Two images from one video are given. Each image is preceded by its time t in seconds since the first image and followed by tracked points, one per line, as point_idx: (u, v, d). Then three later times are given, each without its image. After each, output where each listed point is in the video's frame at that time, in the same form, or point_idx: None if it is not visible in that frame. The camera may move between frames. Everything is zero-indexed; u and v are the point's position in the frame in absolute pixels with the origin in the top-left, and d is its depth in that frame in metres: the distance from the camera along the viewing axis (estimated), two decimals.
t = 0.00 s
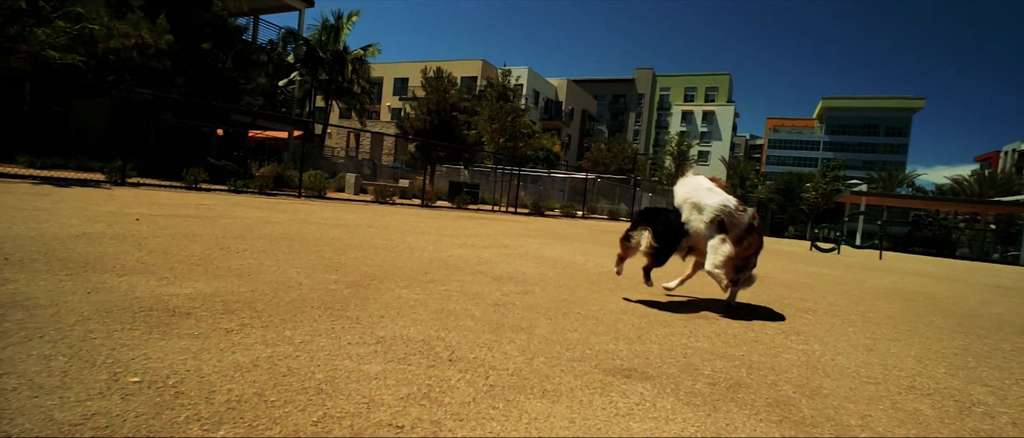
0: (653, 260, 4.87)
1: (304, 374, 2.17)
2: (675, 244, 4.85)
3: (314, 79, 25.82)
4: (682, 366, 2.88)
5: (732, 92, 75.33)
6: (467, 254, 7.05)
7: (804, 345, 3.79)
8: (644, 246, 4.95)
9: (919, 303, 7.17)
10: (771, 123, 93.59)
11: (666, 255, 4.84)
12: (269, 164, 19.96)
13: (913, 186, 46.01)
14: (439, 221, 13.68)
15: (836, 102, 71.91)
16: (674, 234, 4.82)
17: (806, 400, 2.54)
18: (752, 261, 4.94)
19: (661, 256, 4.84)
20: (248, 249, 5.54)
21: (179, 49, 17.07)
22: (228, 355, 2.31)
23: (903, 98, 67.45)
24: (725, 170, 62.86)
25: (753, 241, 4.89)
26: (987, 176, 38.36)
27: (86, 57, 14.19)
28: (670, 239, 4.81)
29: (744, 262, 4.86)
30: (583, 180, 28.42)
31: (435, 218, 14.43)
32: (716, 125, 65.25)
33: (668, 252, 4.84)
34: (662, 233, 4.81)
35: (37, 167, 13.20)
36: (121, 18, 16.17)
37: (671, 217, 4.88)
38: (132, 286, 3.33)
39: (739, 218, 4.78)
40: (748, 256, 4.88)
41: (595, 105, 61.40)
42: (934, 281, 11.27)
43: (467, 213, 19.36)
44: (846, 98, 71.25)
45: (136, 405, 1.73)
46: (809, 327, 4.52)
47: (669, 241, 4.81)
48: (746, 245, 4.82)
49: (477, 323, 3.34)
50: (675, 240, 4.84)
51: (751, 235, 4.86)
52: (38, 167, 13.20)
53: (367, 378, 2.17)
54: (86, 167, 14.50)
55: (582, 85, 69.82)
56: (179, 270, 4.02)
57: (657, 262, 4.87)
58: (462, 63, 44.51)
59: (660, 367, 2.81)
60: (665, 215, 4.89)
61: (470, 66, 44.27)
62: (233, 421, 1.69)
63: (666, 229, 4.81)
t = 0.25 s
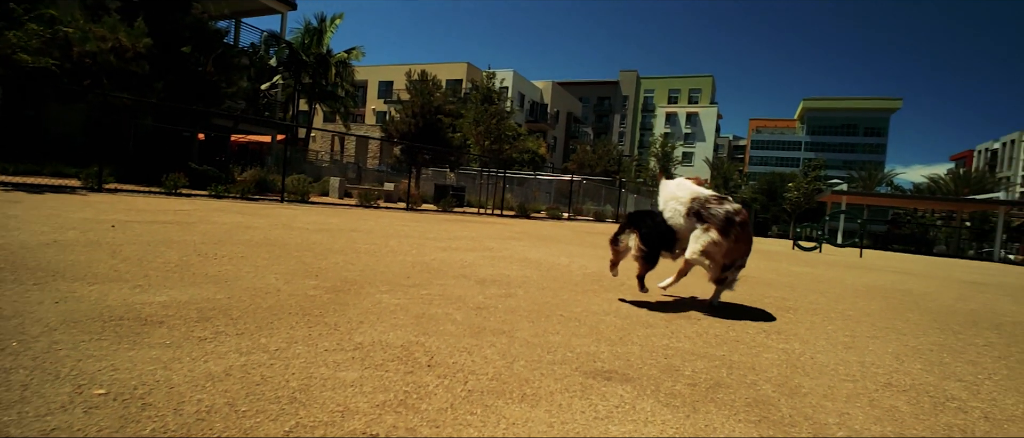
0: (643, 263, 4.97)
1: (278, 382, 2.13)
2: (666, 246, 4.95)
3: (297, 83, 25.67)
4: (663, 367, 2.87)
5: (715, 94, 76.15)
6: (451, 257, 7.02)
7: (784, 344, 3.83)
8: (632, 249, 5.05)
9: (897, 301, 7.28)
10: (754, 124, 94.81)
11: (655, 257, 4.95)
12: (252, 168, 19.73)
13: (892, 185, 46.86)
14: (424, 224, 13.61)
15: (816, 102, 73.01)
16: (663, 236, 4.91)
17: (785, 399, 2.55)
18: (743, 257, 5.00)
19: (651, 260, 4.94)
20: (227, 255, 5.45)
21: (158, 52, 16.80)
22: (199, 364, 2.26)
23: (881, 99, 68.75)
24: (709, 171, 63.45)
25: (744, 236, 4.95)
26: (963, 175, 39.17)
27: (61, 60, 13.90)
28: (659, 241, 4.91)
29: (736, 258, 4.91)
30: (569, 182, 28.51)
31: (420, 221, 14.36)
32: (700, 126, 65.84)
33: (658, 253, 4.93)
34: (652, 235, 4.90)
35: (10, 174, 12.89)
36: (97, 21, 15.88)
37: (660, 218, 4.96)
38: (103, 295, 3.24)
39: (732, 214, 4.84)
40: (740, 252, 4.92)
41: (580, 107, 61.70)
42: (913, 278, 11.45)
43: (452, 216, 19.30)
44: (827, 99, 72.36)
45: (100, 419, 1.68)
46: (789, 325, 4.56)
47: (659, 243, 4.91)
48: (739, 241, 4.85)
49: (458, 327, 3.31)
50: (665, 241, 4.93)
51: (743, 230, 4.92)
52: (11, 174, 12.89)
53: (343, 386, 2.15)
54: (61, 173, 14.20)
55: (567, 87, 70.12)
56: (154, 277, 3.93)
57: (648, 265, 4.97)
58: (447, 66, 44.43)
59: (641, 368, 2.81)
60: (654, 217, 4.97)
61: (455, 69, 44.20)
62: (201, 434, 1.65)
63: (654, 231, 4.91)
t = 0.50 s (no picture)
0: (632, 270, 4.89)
1: (253, 394, 2.09)
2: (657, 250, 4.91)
3: (281, 90, 25.43)
4: (646, 371, 2.87)
5: (699, 97, 76.89)
6: (436, 263, 6.97)
7: (767, 345, 3.84)
8: (621, 254, 5.01)
9: (878, 300, 7.36)
10: (738, 127, 95.88)
11: (645, 261, 4.88)
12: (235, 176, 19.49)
13: (873, 185, 47.61)
14: (410, 230, 13.54)
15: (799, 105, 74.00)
16: (652, 240, 4.87)
17: (767, 401, 2.55)
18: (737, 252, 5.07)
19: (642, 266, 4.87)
20: (206, 264, 5.36)
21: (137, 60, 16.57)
22: (171, 377, 2.20)
23: (861, 102, 69.90)
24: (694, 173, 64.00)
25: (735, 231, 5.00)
26: (941, 174, 39.91)
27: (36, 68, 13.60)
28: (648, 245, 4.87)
29: (729, 255, 4.98)
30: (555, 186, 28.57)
31: (405, 228, 14.27)
32: (685, 130, 66.42)
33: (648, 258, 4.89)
34: (641, 239, 4.85)
35: None
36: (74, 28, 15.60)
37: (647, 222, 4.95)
38: (74, 308, 3.16)
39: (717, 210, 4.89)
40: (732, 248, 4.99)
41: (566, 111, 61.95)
42: (894, 277, 11.60)
43: (439, 222, 19.23)
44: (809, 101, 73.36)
45: None
46: (772, 326, 4.58)
47: (649, 247, 4.86)
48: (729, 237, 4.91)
49: (440, 334, 3.27)
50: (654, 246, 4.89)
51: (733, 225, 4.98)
52: None
53: (319, 397, 2.11)
54: (38, 183, 13.91)
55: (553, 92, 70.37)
56: (129, 289, 3.84)
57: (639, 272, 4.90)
58: (433, 71, 44.39)
59: (623, 372, 2.80)
60: (641, 221, 4.96)
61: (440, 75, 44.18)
62: None
63: (643, 235, 4.86)
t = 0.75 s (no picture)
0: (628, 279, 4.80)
1: (229, 408, 2.04)
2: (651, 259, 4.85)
3: (268, 98, 25.24)
4: (631, 376, 2.85)
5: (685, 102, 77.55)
6: (423, 271, 6.92)
7: (753, 348, 3.83)
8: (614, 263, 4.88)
9: (863, 300, 7.42)
10: (724, 131, 96.76)
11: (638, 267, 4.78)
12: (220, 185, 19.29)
13: (858, 187, 48.19)
14: (398, 238, 13.46)
15: (784, 108, 74.83)
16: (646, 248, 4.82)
17: (752, 404, 2.54)
18: (729, 249, 5.15)
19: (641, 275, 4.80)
20: (187, 276, 5.27)
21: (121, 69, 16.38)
22: (145, 392, 2.15)
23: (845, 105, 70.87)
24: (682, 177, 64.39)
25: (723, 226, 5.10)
26: (924, 175, 40.53)
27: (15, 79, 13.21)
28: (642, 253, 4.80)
29: (720, 251, 5.07)
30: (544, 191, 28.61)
31: (393, 235, 14.19)
32: (672, 134, 66.91)
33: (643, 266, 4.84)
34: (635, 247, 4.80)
35: None
36: (55, 37, 15.26)
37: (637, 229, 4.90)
38: (48, 323, 3.08)
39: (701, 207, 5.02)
40: (723, 244, 5.08)
41: (555, 117, 62.16)
42: (879, 277, 11.73)
43: (428, 229, 19.16)
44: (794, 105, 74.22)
45: None
46: (759, 328, 4.59)
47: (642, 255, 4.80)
48: (717, 232, 5.00)
49: (424, 343, 3.23)
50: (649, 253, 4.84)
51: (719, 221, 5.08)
52: None
53: (297, 410, 2.06)
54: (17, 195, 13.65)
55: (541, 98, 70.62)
56: (106, 302, 3.76)
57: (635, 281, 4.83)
58: (420, 78, 44.35)
59: (609, 379, 2.77)
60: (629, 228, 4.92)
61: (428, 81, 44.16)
62: None
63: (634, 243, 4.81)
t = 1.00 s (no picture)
0: (620, 287, 4.92)
1: (207, 424, 1.99)
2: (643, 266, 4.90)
3: (258, 107, 25.05)
4: (620, 382, 2.82)
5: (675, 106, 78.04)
6: (413, 278, 6.87)
7: (743, 351, 3.82)
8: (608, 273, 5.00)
9: (853, 301, 7.45)
10: (715, 134, 97.43)
11: (632, 274, 4.87)
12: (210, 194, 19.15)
13: (847, 188, 48.60)
14: (389, 245, 13.39)
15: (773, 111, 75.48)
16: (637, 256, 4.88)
17: (741, 409, 2.52)
18: (726, 246, 5.08)
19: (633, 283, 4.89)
20: (173, 287, 5.20)
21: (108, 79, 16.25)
22: (121, 408, 2.10)
23: (833, 107, 71.61)
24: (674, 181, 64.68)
25: (717, 224, 5.04)
26: (911, 176, 40.99)
27: None
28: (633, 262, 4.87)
29: (715, 250, 5.02)
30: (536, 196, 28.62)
31: (385, 243, 14.12)
32: (663, 138, 67.26)
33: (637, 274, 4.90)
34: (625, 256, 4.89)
35: None
36: (40, 47, 15.16)
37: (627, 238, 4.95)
38: (25, 338, 3.02)
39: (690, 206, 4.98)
40: (718, 242, 5.01)
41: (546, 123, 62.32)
42: (868, 278, 11.81)
43: (420, 236, 19.10)
44: (783, 108, 74.89)
45: None
46: (749, 331, 4.58)
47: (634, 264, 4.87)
48: (709, 231, 4.95)
49: (411, 352, 3.19)
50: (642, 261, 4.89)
51: (712, 218, 5.01)
52: None
53: (277, 424, 2.02)
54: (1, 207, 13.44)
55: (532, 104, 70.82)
56: (87, 315, 3.69)
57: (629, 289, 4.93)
58: (411, 85, 44.35)
59: (597, 385, 2.74)
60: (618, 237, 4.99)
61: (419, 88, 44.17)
62: None
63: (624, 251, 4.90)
